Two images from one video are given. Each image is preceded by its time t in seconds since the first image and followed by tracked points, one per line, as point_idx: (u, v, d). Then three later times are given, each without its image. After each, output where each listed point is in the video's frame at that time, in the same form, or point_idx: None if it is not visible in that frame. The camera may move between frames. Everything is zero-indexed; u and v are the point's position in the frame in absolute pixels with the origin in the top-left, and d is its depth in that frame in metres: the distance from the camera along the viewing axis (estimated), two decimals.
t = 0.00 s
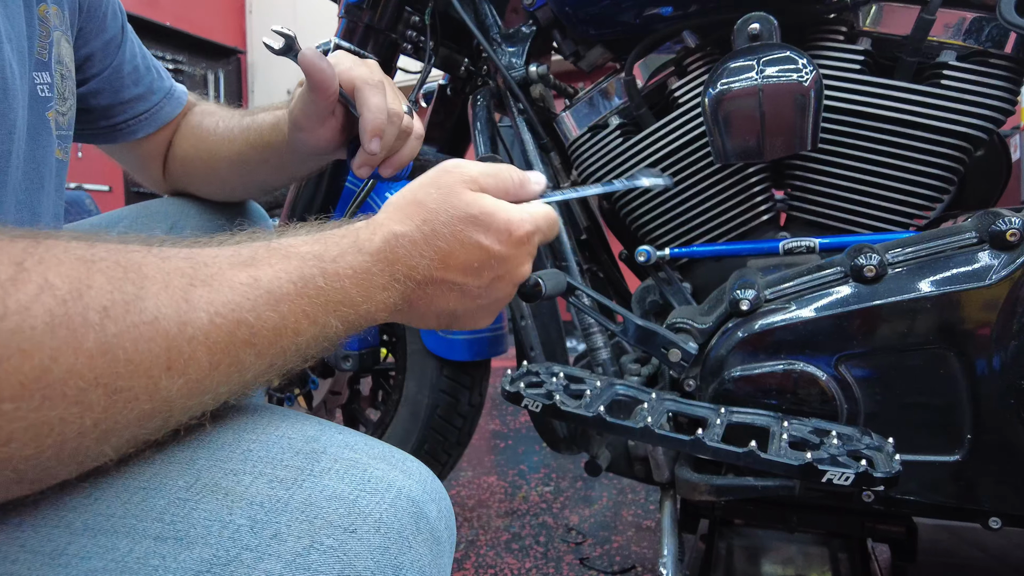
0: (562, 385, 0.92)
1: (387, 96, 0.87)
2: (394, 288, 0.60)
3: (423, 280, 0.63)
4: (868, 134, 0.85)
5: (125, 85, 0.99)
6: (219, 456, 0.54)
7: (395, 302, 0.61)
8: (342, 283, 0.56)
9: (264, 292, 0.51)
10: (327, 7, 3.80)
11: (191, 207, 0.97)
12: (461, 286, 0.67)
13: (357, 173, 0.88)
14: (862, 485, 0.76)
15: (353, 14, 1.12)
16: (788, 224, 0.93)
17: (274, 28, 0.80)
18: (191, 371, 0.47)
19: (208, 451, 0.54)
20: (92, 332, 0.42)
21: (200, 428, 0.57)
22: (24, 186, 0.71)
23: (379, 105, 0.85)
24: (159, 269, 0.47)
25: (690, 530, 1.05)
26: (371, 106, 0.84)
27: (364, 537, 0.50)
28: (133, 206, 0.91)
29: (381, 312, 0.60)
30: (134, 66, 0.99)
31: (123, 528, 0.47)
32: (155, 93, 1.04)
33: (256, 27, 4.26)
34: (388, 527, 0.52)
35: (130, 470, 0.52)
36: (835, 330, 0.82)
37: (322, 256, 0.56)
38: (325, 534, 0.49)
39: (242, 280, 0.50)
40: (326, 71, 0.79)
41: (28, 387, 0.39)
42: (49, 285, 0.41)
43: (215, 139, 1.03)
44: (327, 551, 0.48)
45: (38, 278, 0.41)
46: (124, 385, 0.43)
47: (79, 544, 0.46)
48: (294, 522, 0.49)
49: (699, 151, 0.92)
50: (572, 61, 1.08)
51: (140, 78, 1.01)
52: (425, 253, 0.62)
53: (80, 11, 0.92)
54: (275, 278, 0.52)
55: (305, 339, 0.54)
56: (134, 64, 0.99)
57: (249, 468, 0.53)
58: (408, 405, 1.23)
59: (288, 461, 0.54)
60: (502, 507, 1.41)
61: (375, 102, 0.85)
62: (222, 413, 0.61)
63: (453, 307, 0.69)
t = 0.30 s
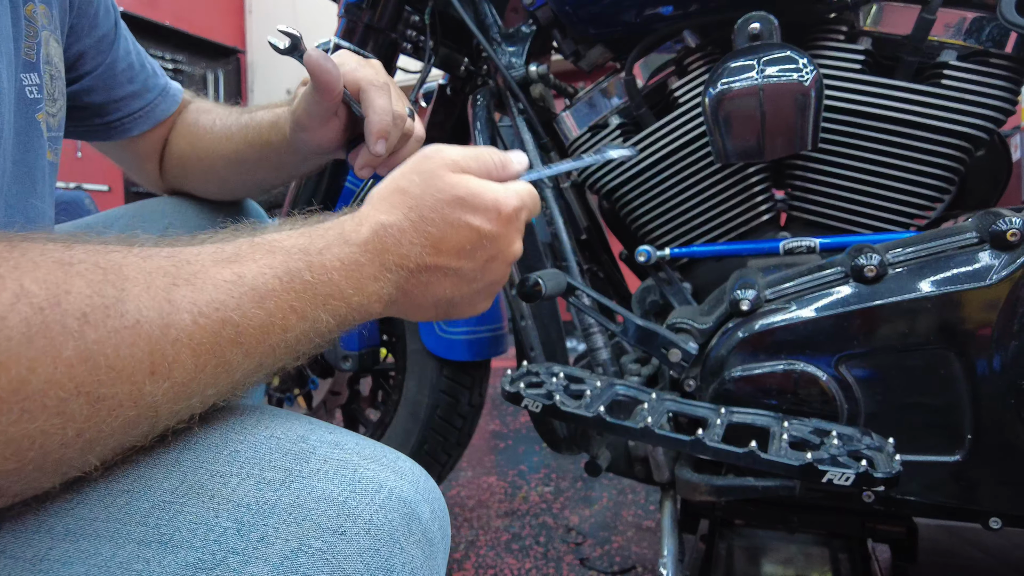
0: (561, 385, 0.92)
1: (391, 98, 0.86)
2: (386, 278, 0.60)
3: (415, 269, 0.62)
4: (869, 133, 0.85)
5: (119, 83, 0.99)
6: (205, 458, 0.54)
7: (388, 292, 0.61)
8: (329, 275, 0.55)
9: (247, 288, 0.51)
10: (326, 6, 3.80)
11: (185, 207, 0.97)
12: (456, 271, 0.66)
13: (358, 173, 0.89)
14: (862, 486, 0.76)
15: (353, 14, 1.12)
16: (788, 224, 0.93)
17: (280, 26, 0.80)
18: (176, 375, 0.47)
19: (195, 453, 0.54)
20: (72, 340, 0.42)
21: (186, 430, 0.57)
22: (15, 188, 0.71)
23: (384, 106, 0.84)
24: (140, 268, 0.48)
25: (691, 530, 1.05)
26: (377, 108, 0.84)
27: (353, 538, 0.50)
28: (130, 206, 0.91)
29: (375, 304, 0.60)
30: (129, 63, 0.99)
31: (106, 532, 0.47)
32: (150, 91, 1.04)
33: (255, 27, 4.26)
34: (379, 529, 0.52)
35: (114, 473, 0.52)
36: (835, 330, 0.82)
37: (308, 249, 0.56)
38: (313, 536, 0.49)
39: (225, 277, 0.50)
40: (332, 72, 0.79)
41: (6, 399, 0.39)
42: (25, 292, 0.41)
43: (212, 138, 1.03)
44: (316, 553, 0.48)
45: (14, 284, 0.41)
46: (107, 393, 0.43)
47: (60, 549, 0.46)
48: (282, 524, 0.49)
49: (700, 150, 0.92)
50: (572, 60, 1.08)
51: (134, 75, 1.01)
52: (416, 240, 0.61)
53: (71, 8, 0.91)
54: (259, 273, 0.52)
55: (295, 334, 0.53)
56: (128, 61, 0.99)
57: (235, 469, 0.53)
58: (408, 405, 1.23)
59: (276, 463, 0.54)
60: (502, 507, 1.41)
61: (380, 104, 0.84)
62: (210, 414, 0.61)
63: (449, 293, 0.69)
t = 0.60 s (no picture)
0: (561, 385, 0.92)
1: (395, 100, 0.87)
2: (392, 299, 0.60)
3: (421, 293, 0.63)
4: (868, 134, 0.85)
5: (115, 80, 0.99)
6: (208, 457, 0.54)
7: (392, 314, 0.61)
8: (343, 297, 0.56)
9: (264, 307, 0.51)
10: (327, 7, 3.81)
11: (185, 208, 0.96)
12: (460, 301, 0.66)
13: (357, 173, 0.90)
14: (861, 485, 0.76)
15: (354, 15, 1.12)
16: (787, 224, 0.93)
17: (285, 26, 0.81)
18: (190, 390, 0.47)
19: (198, 452, 0.55)
20: (89, 354, 0.42)
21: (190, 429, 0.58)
22: (12, 186, 0.71)
23: (388, 108, 0.84)
24: (159, 283, 0.47)
25: (690, 529, 1.05)
26: (382, 110, 0.84)
27: (355, 537, 0.51)
28: (130, 206, 0.92)
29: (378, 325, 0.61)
30: (123, 60, 1.00)
31: (111, 531, 0.48)
32: (145, 89, 1.05)
33: (256, 28, 4.27)
34: (381, 527, 0.52)
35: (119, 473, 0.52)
36: (834, 330, 0.82)
37: (323, 267, 0.56)
38: (316, 534, 0.49)
39: (243, 294, 0.50)
40: (335, 72, 0.79)
41: (24, 410, 0.39)
42: (47, 303, 0.41)
43: (212, 137, 1.03)
44: (319, 551, 0.49)
45: (33, 295, 0.41)
46: (122, 405, 0.44)
47: (65, 548, 0.47)
48: (285, 523, 0.49)
49: (699, 151, 0.92)
50: (572, 61, 1.08)
51: (129, 73, 1.02)
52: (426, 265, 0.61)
53: (65, 6, 0.92)
54: (275, 290, 0.52)
55: (305, 354, 0.54)
56: (122, 58, 1.00)
57: (238, 468, 0.53)
58: (408, 404, 1.23)
59: (279, 462, 0.54)
60: (502, 507, 1.41)
61: (384, 106, 0.85)
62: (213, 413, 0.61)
63: (452, 321, 0.69)
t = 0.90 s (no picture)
0: (562, 385, 0.92)
1: (394, 103, 0.86)
2: (394, 300, 0.60)
3: (421, 293, 0.63)
4: (869, 134, 0.85)
5: (115, 81, 0.99)
6: (217, 452, 0.54)
7: (396, 315, 0.61)
8: (346, 296, 0.56)
9: (274, 305, 0.51)
10: (326, 6, 3.81)
11: (183, 209, 0.96)
12: (459, 299, 0.66)
13: (355, 173, 0.90)
14: (862, 485, 0.76)
15: (353, 15, 1.11)
16: (788, 224, 0.93)
17: (281, 29, 0.80)
18: (208, 386, 0.47)
19: (206, 446, 0.54)
20: (117, 349, 0.42)
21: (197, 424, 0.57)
22: (16, 189, 0.71)
23: (387, 111, 0.84)
24: (176, 280, 0.47)
25: (691, 530, 1.05)
26: (382, 112, 0.84)
27: (363, 532, 0.51)
28: (129, 207, 0.91)
29: (383, 326, 0.61)
30: (123, 61, 0.99)
31: (122, 525, 0.47)
32: (146, 89, 1.05)
33: (255, 27, 4.26)
34: (387, 523, 0.52)
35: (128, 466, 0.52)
36: (835, 330, 0.82)
37: (327, 269, 0.56)
38: (324, 530, 0.49)
39: (254, 293, 0.51)
40: (335, 76, 0.79)
41: (59, 403, 0.39)
42: (77, 300, 0.41)
43: (212, 136, 1.03)
44: (326, 546, 0.49)
45: (66, 292, 0.41)
46: (146, 399, 0.43)
47: (78, 542, 0.46)
48: (293, 518, 0.49)
49: (699, 150, 0.92)
50: (572, 61, 1.08)
51: (129, 73, 1.01)
52: (424, 264, 0.61)
53: (67, 7, 0.91)
54: (285, 290, 0.52)
55: (314, 352, 0.54)
56: (123, 59, 0.99)
57: (247, 464, 0.53)
58: (408, 405, 1.23)
59: (288, 458, 0.54)
60: (502, 507, 1.41)
61: (384, 109, 0.84)
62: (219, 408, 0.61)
63: (453, 320, 0.68)
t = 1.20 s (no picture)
0: (561, 385, 0.92)
1: (394, 104, 0.86)
2: (385, 296, 0.59)
3: (413, 289, 0.62)
4: (869, 134, 0.85)
5: (128, 83, 0.99)
6: (209, 451, 0.54)
7: (388, 310, 0.60)
8: (335, 291, 0.55)
9: (261, 299, 0.51)
10: (326, 6, 3.81)
11: (188, 209, 0.96)
12: (450, 296, 0.66)
13: (355, 174, 0.89)
14: (862, 485, 0.76)
15: (354, 15, 1.11)
16: (788, 224, 0.93)
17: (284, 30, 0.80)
18: (195, 378, 0.47)
19: (199, 445, 0.54)
20: (102, 344, 0.42)
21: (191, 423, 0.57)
22: (27, 182, 0.70)
23: (388, 113, 0.84)
24: (163, 276, 0.48)
25: (691, 530, 1.05)
26: (382, 114, 0.83)
27: (355, 533, 0.50)
28: (132, 207, 0.92)
29: (374, 321, 0.59)
30: (137, 65, 0.99)
31: (112, 525, 0.47)
32: (158, 92, 1.05)
33: (255, 27, 4.26)
34: (380, 524, 0.52)
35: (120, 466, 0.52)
36: (835, 330, 0.82)
37: (314, 265, 0.56)
38: (315, 531, 0.49)
39: (241, 288, 0.51)
40: (336, 78, 0.79)
41: (45, 399, 0.40)
42: (62, 296, 0.42)
43: (216, 136, 1.03)
44: (318, 547, 0.49)
45: (49, 288, 0.41)
46: (132, 395, 0.43)
47: (66, 542, 0.46)
48: (284, 519, 0.49)
49: (699, 150, 0.92)
50: (572, 61, 1.08)
51: (142, 76, 1.01)
52: (416, 260, 0.61)
53: (84, 8, 0.91)
54: (272, 285, 0.52)
55: (301, 346, 0.53)
56: (136, 62, 0.99)
57: (240, 464, 0.53)
58: (408, 405, 1.23)
59: (280, 459, 0.54)
60: (502, 507, 1.41)
61: (384, 110, 0.84)
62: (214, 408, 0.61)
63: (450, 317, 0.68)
